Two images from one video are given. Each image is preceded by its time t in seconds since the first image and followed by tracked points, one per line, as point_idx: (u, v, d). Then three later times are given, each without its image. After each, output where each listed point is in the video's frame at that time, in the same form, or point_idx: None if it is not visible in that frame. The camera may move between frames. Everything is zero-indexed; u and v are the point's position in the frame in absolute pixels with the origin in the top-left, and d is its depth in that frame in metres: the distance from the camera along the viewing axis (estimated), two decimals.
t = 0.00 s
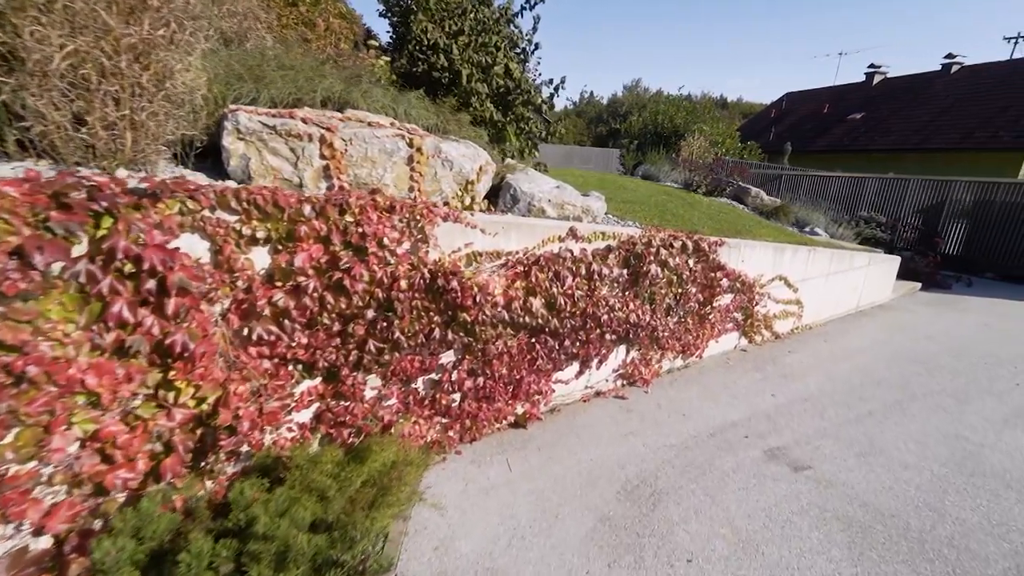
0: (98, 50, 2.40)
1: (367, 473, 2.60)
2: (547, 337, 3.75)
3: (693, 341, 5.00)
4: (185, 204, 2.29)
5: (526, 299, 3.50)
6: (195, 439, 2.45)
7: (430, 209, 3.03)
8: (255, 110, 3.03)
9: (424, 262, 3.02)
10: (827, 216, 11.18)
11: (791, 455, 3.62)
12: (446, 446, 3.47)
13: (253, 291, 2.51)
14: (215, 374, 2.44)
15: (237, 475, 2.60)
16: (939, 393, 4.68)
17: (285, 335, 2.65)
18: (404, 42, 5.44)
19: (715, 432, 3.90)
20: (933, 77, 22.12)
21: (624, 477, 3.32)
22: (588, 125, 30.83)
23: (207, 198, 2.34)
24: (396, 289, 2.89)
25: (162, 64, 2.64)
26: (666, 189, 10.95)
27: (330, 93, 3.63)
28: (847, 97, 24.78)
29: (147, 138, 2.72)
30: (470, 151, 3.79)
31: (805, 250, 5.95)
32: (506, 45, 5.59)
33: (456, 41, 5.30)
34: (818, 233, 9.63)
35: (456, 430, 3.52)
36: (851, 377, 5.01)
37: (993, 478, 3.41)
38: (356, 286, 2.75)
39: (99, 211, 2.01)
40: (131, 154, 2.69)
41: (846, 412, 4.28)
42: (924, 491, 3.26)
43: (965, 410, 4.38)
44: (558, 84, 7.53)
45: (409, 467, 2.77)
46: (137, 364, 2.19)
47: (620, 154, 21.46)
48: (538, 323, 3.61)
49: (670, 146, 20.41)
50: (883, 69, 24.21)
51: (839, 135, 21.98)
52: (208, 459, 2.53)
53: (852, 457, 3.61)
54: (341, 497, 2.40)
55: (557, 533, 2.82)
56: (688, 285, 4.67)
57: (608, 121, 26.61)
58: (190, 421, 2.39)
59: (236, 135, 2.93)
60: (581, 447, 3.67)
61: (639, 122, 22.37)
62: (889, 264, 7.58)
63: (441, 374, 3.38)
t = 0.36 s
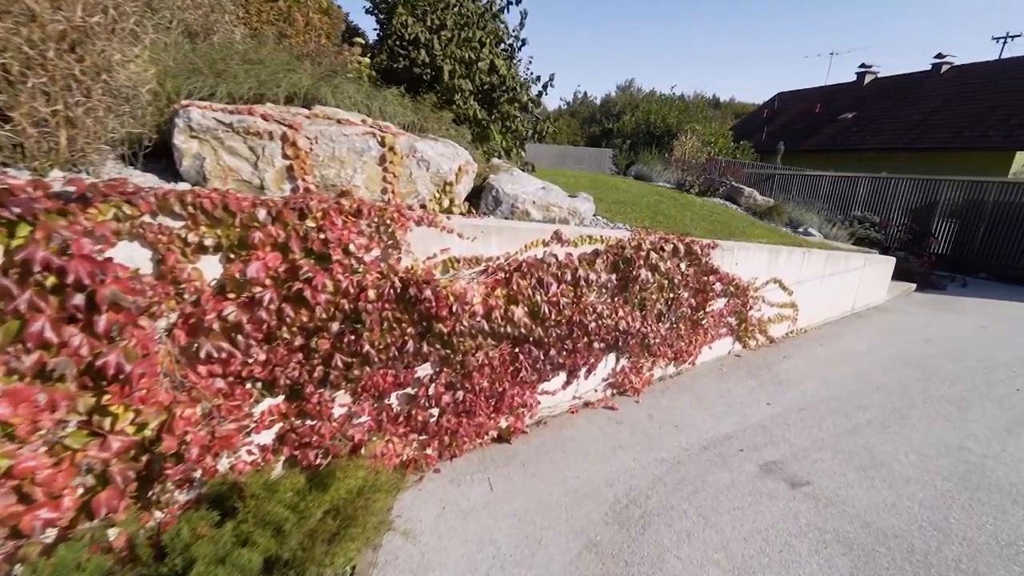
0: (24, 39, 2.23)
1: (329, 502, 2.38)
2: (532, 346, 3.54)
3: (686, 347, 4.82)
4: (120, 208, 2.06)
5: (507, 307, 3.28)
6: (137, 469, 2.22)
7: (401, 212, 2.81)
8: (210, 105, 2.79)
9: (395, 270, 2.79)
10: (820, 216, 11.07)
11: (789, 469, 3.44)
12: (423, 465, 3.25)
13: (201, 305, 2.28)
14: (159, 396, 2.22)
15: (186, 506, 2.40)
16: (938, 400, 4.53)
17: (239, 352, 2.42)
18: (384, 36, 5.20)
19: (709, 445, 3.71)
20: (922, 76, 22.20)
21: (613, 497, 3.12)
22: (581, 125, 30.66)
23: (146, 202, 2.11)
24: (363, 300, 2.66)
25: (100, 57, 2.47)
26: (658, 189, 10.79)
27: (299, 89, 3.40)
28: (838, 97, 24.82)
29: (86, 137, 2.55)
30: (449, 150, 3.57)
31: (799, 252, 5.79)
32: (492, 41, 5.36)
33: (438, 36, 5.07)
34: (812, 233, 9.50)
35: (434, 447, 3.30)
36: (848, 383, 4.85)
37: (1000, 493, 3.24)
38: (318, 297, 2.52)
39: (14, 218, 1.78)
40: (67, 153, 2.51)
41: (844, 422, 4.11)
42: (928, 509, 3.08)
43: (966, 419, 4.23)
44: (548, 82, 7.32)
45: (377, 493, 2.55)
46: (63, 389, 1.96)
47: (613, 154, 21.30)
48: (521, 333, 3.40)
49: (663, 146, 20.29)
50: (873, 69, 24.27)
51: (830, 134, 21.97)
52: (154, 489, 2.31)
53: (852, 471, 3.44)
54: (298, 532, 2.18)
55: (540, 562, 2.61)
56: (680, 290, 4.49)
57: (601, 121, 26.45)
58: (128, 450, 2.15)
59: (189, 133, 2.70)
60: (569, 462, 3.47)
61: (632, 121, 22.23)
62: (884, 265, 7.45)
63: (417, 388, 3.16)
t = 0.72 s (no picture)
0: None
1: (291, 538, 2.17)
2: (519, 358, 3.33)
3: (683, 355, 4.62)
4: (50, 217, 1.85)
5: (491, 318, 3.06)
6: (75, 504, 2.00)
7: (373, 218, 2.60)
8: (166, 103, 2.58)
9: (367, 281, 2.58)
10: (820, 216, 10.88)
11: (793, 488, 3.24)
12: (403, 487, 3.03)
13: (147, 322, 2.07)
14: (99, 424, 2.01)
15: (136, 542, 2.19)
16: (947, 410, 4.33)
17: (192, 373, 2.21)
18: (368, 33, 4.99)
19: (707, 462, 3.51)
20: (920, 74, 22.06)
21: (605, 521, 2.92)
22: (578, 125, 30.45)
23: (80, 209, 1.91)
24: (331, 313, 2.45)
25: (34, 49, 2.31)
26: (655, 189, 10.59)
27: (269, 86, 3.20)
28: (836, 95, 24.65)
29: (21, 137, 2.33)
30: (430, 151, 3.36)
31: (800, 254, 5.59)
32: (481, 36, 5.14)
33: (424, 31, 4.85)
34: (812, 233, 9.31)
35: (415, 468, 3.08)
36: (853, 392, 4.65)
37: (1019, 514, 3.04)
38: (280, 311, 2.30)
39: None
40: None
41: (850, 435, 3.91)
42: (943, 532, 2.88)
43: (977, 430, 4.03)
44: (541, 80, 7.12)
45: (347, 524, 2.34)
46: None
47: (610, 154, 21.10)
48: (507, 345, 3.19)
49: (660, 146, 20.10)
50: (871, 66, 24.09)
51: (829, 133, 21.80)
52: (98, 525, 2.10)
53: (860, 489, 3.24)
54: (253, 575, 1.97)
55: None
56: (677, 296, 4.28)
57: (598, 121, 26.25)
58: (64, 485, 1.94)
59: (142, 133, 2.51)
60: (559, 482, 3.26)
61: (629, 121, 22.03)
62: (886, 266, 7.26)
63: (395, 406, 2.95)
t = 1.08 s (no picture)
0: None
1: None
2: (505, 371, 3.13)
3: (680, 364, 4.43)
4: None
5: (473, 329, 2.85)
6: None
7: (341, 223, 2.39)
8: (114, 98, 2.37)
9: (335, 291, 2.37)
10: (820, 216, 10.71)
11: (797, 508, 3.04)
12: (380, 510, 2.79)
13: (82, 341, 1.86)
14: (25, 456, 1.79)
15: None
16: (956, 420, 4.14)
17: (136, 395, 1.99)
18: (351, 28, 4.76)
19: (705, 480, 3.31)
20: (918, 73, 21.94)
21: (596, 548, 2.71)
22: (575, 125, 30.28)
23: None
24: (293, 328, 2.23)
25: None
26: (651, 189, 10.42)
27: (234, 81, 2.99)
28: (834, 94, 24.53)
29: None
30: (409, 150, 3.15)
31: (801, 257, 5.39)
32: (470, 31, 4.93)
33: (408, 25, 4.62)
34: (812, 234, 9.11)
35: (392, 490, 2.86)
36: (857, 401, 4.46)
37: None
38: (234, 327, 2.09)
39: None
40: None
41: (855, 448, 3.71)
42: (958, 557, 2.68)
43: (989, 443, 3.84)
44: (534, 78, 6.93)
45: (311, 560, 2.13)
46: None
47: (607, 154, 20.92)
48: (492, 358, 2.98)
49: (657, 146, 19.92)
50: (869, 66, 23.98)
51: (827, 132, 21.66)
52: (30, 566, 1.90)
53: (867, 509, 3.04)
54: None
55: None
56: (673, 302, 4.09)
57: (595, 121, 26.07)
58: None
59: (87, 131, 2.31)
60: (547, 502, 3.05)
61: (626, 121, 21.86)
62: (888, 267, 7.08)
63: (369, 424, 2.74)
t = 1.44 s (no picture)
0: None
1: None
2: (486, 386, 2.92)
3: (674, 373, 4.24)
4: None
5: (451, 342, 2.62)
6: None
7: (301, 229, 2.18)
8: (45, 90, 2.14)
9: (293, 304, 2.15)
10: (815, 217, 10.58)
11: (797, 531, 2.85)
12: (348, 540, 2.53)
13: None
14: None
15: None
16: (961, 432, 3.98)
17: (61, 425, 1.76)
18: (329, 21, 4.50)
19: (701, 500, 3.11)
20: (911, 74, 21.96)
21: None
22: (569, 125, 30.14)
23: None
24: (244, 346, 2.01)
25: None
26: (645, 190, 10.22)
27: (189, 73, 2.77)
28: (828, 95, 24.52)
29: None
30: (383, 150, 2.93)
31: (798, 261, 5.22)
32: (455, 26, 4.63)
33: (389, 18, 4.33)
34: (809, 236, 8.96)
35: (364, 517, 2.64)
36: (858, 412, 4.28)
37: None
38: (174, 347, 1.86)
39: None
40: None
41: (857, 464, 3.54)
42: None
43: (995, 456, 3.69)
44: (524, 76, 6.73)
45: None
46: None
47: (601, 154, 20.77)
48: (472, 372, 2.76)
49: (652, 146, 19.79)
50: (862, 66, 23.98)
51: (821, 133, 21.63)
52: None
53: (873, 532, 2.85)
54: None
55: None
56: (666, 309, 3.90)
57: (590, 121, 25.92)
58: None
59: (14, 126, 2.08)
60: (532, 526, 2.85)
61: (620, 121, 21.72)
62: (886, 270, 6.94)
63: (337, 447, 2.51)
